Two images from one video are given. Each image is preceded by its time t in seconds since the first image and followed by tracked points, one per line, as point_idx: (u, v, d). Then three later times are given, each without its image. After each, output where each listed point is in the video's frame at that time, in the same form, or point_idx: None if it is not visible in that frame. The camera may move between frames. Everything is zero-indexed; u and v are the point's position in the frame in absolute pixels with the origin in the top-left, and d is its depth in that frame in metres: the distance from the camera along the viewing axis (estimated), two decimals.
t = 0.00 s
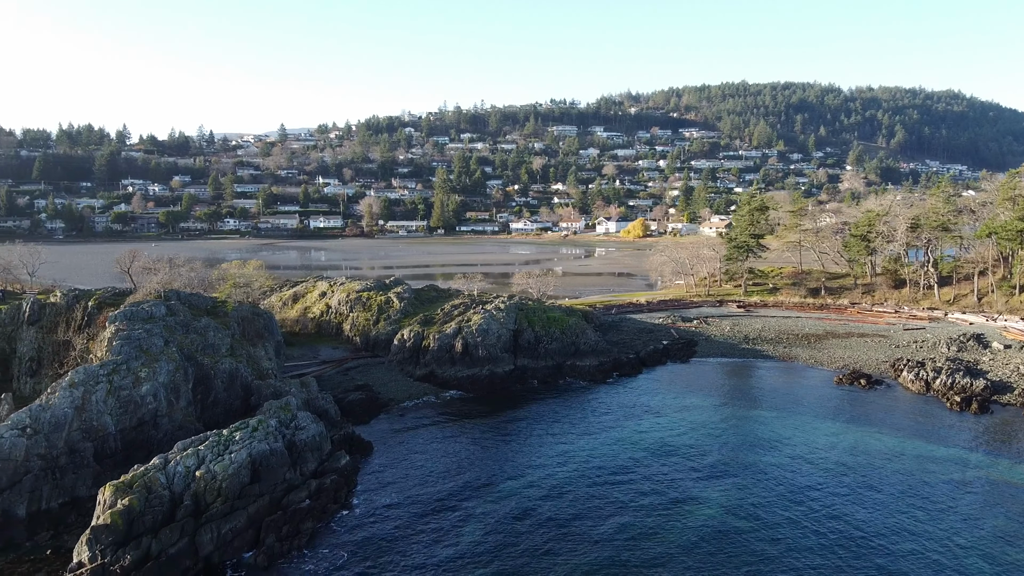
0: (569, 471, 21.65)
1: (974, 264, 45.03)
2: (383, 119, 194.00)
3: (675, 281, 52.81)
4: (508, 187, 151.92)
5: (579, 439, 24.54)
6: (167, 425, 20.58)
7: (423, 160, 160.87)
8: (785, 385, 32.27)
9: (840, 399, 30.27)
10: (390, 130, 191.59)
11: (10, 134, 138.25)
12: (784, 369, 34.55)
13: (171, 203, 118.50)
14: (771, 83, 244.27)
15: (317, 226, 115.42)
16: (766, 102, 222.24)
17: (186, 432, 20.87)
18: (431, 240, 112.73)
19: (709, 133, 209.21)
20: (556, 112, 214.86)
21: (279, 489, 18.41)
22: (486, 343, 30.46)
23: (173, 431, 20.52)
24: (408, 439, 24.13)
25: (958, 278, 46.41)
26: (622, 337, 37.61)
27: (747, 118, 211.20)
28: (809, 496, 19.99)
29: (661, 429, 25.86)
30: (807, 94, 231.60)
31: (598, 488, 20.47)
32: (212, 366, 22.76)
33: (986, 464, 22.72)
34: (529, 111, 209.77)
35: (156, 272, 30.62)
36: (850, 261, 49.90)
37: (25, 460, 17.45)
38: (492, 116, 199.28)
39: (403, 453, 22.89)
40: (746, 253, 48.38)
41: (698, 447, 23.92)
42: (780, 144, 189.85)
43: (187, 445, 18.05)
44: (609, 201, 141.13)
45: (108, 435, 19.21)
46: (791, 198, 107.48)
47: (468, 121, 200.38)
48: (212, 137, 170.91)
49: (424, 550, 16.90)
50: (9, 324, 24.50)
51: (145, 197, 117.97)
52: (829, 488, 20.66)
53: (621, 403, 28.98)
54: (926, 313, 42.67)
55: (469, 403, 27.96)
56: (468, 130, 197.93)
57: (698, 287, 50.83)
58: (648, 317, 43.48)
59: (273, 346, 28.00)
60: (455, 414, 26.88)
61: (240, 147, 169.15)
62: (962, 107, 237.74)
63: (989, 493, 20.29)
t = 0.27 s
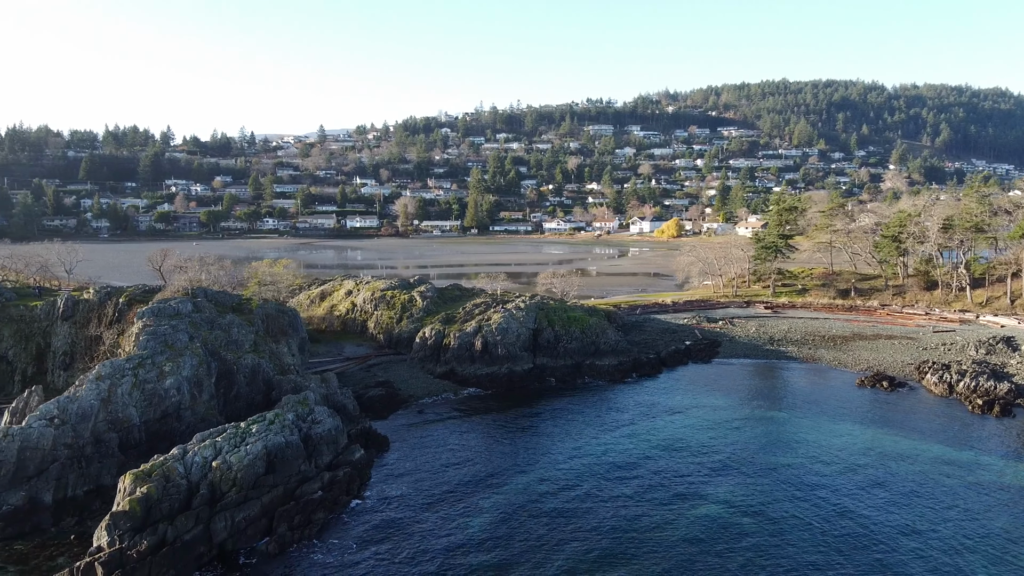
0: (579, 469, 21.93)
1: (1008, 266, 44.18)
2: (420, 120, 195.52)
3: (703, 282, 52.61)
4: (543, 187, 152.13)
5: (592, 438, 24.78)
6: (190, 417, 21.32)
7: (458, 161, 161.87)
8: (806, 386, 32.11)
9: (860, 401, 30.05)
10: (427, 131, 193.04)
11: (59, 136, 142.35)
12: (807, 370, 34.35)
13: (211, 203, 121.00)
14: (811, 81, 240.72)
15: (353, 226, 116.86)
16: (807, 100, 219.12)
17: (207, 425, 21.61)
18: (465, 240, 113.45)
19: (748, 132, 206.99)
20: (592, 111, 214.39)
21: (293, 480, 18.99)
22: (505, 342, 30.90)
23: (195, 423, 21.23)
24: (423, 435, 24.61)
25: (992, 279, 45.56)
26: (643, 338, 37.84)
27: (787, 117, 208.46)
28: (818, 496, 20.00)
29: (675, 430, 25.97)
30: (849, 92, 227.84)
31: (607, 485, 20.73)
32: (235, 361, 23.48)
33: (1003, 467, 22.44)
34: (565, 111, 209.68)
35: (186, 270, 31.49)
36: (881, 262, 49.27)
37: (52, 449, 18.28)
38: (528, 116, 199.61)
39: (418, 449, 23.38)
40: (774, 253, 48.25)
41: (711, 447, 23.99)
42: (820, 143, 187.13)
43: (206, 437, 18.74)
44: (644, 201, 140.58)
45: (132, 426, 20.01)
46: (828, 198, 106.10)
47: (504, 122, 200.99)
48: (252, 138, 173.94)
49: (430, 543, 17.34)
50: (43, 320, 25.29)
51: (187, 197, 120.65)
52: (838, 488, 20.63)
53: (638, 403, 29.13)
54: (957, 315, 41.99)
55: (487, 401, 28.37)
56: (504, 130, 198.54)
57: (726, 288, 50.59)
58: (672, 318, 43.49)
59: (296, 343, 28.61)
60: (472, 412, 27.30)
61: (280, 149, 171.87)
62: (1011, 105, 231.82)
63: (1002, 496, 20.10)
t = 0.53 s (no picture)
0: (589, 467, 22.25)
1: None
2: (457, 120, 196.82)
3: (731, 282, 52.40)
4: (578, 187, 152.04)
5: (606, 437, 25.09)
6: (213, 411, 22.07)
7: (493, 161, 162.56)
8: (827, 388, 31.97)
9: (881, 403, 29.84)
10: (463, 131, 194.14)
11: (106, 138, 146.19)
12: (830, 372, 34.16)
13: (251, 203, 123.31)
14: (853, 79, 236.67)
15: (389, 226, 118.11)
16: (849, 98, 215.57)
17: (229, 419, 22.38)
18: (499, 240, 113.99)
19: (788, 131, 204.44)
20: (629, 110, 213.59)
21: (307, 472, 19.61)
22: (524, 341, 31.34)
23: (217, 416, 21.95)
24: (441, 431, 25.15)
25: None
26: (665, 339, 37.96)
27: (828, 115, 205.30)
28: (825, 497, 20.05)
29: (690, 429, 26.11)
30: (892, 90, 223.79)
31: (615, 483, 21.05)
32: (257, 356, 24.21)
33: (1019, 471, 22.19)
34: (602, 110, 209.17)
35: (215, 269, 32.38)
36: (913, 263, 48.59)
37: (79, 439, 19.13)
38: (564, 116, 199.59)
39: (433, 445, 23.90)
40: (803, 254, 47.82)
41: (723, 447, 24.11)
42: (861, 142, 184.12)
43: (224, 429, 19.45)
44: (680, 201, 139.75)
45: (156, 419, 20.83)
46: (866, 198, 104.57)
47: (540, 122, 201.29)
48: (292, 139, 176.65)
49: (437, 537, 17.81)
50: (77, 316, 26.27)
51: (227, 198, 123.10)
52: (848, 489, 20.63)
53: (655, 403, 29.29)
54: (988, 318, 41.30)
55: (505, 399, 28.81)
56: (540, 130, 198.87)
57: (755, 288, 50.34)
58: (698, 321, 43.36)
59: (319, 340, 29.25)
60: (490, 408, 27.76)
61: (319, 150, 174.27)
62: None
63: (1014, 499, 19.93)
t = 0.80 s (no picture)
0: (600, 465, 22.57)
1: None
2: (493, 120, 197.62)
3: (760, 283, 52.12)
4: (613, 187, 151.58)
5: (619, 437, 25.36)
6: (234, 405, 22.83)
7: (529, 161, 162.81)
8: (848, 390, 31.80)
9: (901, 405, 29.62)
10: (499, 132, 194.69)
11: (150, 139, 149.62)
12: (852, 375, 33.94)
13: (289, 203, 125.27)
14: (897, 76, 232.07)
15: (423, 226, 119.03)
16: (892, 96, 211.48)
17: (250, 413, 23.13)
18: (532, 240, 114.37)
19: (828, 129, 201.44)
20: (666, 109, 212.31)
21: (321, 465, 20.21)
22: (543, 340, 31.77)
23: (238, 410, 22.65)
24: (457, 428, 25.64)
25: None
26: (687, 339, 37.98)
27: (870, 113, 201.66)
28: (832, 498, 20.10)
29: (704, 430, 26.24)
30: (937, 88, 219.08)
31: (624, 481, 21.34)
32: (278, 352, 24.95)
33: None
34: (639, 109, 208.24)
35: (243, 267, 33.25)
36: (946, 265, 47.85)
37: (105, 430, 20.00)
38: (600, 116, 199.10)
39: (448, 442, 24.40)
40: (832, 254, 47.42)
41: (735, 448, 24.22)
42: (903, 140, 180.68)
43: (242, 423, 20.15)
44: (716, 201, 138.54)
45: (179, 411, 21.64)
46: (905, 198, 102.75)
47: (576, 121, 201.12)
48: (330, 140, 178.86)
49: (443, 531, 18.23)
50: (109, 311, 27.23)
51: (266, 198, 125.22)
52: (856, 491, 20.61)
53: (672, 403, 29.45)
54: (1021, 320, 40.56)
55: (523, 397, 29.23)
56: (575, 130, 198.70)
57: (783, 289, 50.03)
58: (723, 321, 43.31)
59: (342, 338, 29.88)
60: (507, 406, 28.19)
61: (356, 151, 176.19)
62: None
63: None
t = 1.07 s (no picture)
0: (611, 465, 22.88)
1: None
2: (528, 120, 198.02)
3: (788, 284, 51.77)
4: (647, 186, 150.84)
5: (632, 437, 25.61)
6: (255, 398, 23.54)
7: (563, 160, 162.78)
8: (869, 392, 31.60)
9: (922, 407, 29.40)
10: (534, 131, 194.86)
11: (192, 140, 152.74)
12: (875, 377, 33.70)
13: (325, 203, 127.01)
14: (942, 72, 227.11)
15: (456, 225, 119.78)
16: (936, 94, 207.11)
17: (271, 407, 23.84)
18: (565, 240, 114.54)
19: (869, 127, 198.06)
20: (703, 108, 210.63)
21: (335, 457, 20.80)
22: (562, 339, 32.16)
23: (259, 404, 23.37)
24: (473, 426, 26.11)
25: None
26: (708, 340, 38.00)
27: (913, 111, 197.77)
28: (840, 500, 20.15)
29: (718, 431, 26.36)
30: (983, 84, 214.02)
31: (633, 482, 21.62)
32: (299, 348, 25.63)
33: None
34: (675, 108, 206.93)
35: (271, 266, 34.13)
36: (979, 265, 47.07)
37: (130, 422, 20.83)
38: (636, 115, 198.29)
39: (463, 438, 24.87)
40: (861, 255, 46.96)
41: (747, 450, 24.33)
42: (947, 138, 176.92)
43: (259, 416, 20.81)
44: (753, 200, 137.09)
45: (202, 404, 22.39)
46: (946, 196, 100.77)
47: (612, 120, 200.58)
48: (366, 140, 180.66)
49: (450, 527, 18.68)
50: (139, 307, 28.19)
51: (303, 198, 127.09)
52: (864, 494, 20.63)
53: (689, 403, 29.58)
54: None
55: (540, 396, 29.60)
56: (611, 129, 198.19)
57: (811, 290, 49.66)
58: (748, 322, 43.20)
59: (364, 335, 30.55)
60: (524, 405, 28.59)
61: (392, 151, 177.80)
62: None
63: None
